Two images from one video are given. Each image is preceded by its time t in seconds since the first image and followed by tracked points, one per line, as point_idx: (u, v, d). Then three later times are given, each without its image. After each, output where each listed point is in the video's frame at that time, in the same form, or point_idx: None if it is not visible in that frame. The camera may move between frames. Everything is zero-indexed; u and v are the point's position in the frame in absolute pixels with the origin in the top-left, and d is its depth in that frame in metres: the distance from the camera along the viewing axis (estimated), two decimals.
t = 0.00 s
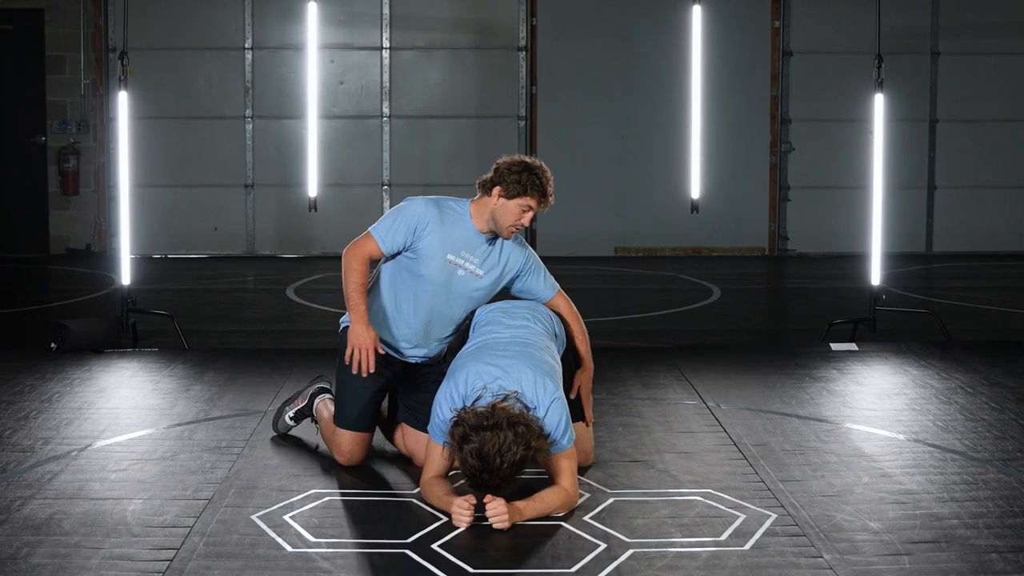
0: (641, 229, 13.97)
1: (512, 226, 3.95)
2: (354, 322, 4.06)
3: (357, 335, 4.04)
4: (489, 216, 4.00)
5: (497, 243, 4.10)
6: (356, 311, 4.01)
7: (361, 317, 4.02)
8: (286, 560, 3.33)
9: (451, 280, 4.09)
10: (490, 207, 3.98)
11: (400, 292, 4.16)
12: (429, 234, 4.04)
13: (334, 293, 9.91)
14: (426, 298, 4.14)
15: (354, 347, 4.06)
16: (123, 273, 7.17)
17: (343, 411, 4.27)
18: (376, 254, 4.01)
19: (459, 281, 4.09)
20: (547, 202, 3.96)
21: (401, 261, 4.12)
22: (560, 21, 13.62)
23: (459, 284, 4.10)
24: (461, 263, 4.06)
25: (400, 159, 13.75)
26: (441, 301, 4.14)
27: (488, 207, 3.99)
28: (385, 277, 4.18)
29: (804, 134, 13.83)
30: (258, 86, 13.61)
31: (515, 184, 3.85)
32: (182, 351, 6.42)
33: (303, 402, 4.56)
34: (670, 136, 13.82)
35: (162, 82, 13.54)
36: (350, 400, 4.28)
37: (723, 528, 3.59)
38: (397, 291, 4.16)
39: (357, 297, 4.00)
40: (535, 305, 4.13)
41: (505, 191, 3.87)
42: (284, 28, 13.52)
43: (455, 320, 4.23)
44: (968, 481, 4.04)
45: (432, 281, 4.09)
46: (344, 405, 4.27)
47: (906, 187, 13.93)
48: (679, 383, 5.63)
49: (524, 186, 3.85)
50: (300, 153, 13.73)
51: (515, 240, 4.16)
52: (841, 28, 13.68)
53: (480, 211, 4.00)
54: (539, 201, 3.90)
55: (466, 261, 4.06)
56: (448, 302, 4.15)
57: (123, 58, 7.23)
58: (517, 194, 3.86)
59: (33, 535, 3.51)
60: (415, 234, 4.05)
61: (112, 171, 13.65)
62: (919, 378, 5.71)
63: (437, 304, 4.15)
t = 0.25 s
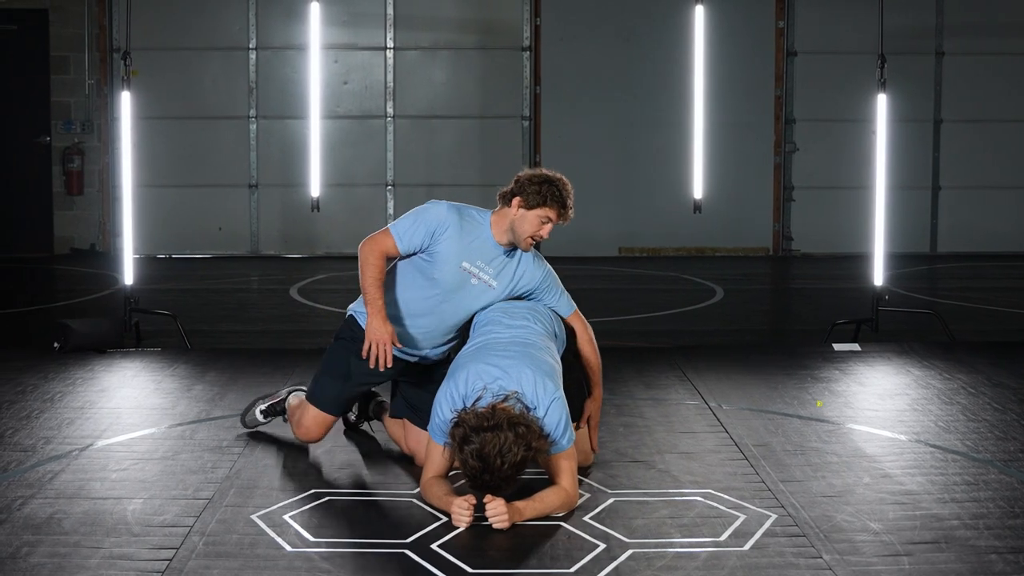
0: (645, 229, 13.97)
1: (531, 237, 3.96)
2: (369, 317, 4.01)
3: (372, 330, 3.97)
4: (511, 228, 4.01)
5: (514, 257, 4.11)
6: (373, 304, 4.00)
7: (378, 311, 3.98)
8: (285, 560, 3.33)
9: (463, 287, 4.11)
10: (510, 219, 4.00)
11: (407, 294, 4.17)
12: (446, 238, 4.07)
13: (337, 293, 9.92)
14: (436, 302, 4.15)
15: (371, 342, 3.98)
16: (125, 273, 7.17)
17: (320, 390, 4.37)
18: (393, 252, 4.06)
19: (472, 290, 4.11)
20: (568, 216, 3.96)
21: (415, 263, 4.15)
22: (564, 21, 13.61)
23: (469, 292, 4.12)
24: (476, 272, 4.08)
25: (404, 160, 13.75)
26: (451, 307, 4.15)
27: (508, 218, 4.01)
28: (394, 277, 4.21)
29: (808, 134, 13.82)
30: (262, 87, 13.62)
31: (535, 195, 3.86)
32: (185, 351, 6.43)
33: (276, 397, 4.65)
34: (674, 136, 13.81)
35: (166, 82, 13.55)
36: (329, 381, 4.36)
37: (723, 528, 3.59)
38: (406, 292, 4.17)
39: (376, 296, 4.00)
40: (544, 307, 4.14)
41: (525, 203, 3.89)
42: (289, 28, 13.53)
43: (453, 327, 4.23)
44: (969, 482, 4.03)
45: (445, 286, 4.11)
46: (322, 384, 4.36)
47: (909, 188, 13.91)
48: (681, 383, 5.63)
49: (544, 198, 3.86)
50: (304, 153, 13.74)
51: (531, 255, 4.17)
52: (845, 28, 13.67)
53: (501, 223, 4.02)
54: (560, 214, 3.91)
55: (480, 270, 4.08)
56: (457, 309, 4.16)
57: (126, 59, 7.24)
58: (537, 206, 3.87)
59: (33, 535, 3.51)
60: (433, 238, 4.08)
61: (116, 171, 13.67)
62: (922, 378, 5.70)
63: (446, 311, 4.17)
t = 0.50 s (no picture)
0: (649, 229, 13.96)
1: (543, 253, 3.96)
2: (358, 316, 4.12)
3: (358, 331, 4.09)
4: (523, 243, 4.00)
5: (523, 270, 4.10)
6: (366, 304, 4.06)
7: (368, 314, 4.07)
8: (284, 560, 3.33)
9: (471, 297, 4.09)
10: (523, 232, 3.99)
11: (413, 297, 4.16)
12: (459, 248, 4.04)
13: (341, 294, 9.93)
14: (442, 308, 4.15)
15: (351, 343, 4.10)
16: (129, 273, 7.18)
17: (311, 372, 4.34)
18: (403, 256, 4.04)
19: (480, 300, 4.10)
20: (580, 236, 3.98)
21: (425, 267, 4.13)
22: (568, 21, 13.61)
23: (477, 302, 4.10)
24: (486, 284, 4.06)
25: (408, 160, 13.76)
26: (457, 314, 4.15)
27: (522, 233, 4.00)
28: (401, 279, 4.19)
29: (812, 134, 13.80)
30: (266, 87, 13.63)
31: (552, 214, 3.86)
32: (188, 351, 6.44)
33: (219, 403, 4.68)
34: (678, 136, 13.80)
35: (171, 82, 13.57)
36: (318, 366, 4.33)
37: (723, 529, 3.59)
38: (413, 296, 4.16)
39: (372, 295, 4.05)
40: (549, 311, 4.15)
41: (541, 220, 3.88)
42: (293, 28, 13.54)
43: (451, 330, 4.21)
44: (971, 482, 4.03)
45: (453, 294, 4.09)
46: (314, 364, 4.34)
47: (914, 188, 13.89)
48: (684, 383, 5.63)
49: (560, 218, 3.86)
50: (308, 154, 13.74)
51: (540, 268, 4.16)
52: (850, 28, 13.66)
53: (513, 237, 4.01)
54: (573, 234, 3.92)
55: (490, 282, 4.06)
56: (464, 317, 4.15)
57: (130, 59, 7.25)
58: (552, 225, 3.88)
59: (34, 534, 3.52)
60: (446, 246, 4.05)
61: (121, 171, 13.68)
62: (924, 379, 5.70)
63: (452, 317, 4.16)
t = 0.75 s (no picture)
0: (652, 229, 13.96)
1: (542, 246, 3.98)
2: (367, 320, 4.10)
3: (368, 335, 4.08)
4: (524, 239, 4.03)
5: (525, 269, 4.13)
6: (376, 308, 4.06)
7: (377, 318, 4.06)
8: (284, 559, 3.33)
9: (475, 298, 4.11)
10: (524, 228, 4.03)
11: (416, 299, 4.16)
12: (463, 250, 4.05)
13: (344, 293, 9.94)
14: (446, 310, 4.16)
15: (365, 347, 4.09)
16: (132, 272, 7.19)
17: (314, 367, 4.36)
18: (407, 258, 4.04)
19: (483, 300, 4.12)
20: (582, 231, 3.98)
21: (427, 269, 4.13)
22: (572, 21, 13.62)
23: (481, 303, 4.12)
24: (490, 285, 4.09)
25: (412, 159, 13.76)
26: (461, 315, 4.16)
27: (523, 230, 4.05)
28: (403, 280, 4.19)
29: (817, 134, 13.79)
30: (270, 87, 13.64)
31: (549, 202, 3.91)
32: (190, 351, 6.44)
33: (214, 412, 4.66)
34: (682, 136, 13.79)
35: (175, 82, 13.59)
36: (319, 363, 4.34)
37: (723, 529, 3.58)
38: (415, 298, 4.16)
39: (380, 297, 4.05)
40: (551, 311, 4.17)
41: (538, 209, 3.93)
42: (298, 28, 13.55)
43: (453, 331, 4.22)
44: (972, 483, 4.03)
45: (457, 296, 4.10)
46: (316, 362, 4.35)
47: (919, 188, 13.87)
48: (686, 383, 5.63)
49: (558, 206, 3.91)
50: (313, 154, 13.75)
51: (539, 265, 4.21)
52: (854, 28, 13.64)
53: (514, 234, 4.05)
54: (572, 223, 3.93)
55: (494, 283, 4.09)
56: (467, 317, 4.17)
57: (132, 59, 7.26)
58: (550, 212, 3.91)
59: (34, 533, 3.53)
60: (450, 249, 4.06)
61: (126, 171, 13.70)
62: (927, 379, 5.69)
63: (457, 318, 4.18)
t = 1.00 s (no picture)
0: (657, 229, 13.94)
1: (539, 240, 4.01)
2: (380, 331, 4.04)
3: (382, 345, 4.01)
4: (524, 239, 4.08)
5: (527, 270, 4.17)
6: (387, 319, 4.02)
7: (391, 328, 4.00)
8: (283, 559, 3.34)
9: (480, 301, 4.14)
10: (523, 226, 4.09)
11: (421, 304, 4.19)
12: (468, 256, 4.08)
13: (347, 293, 9.95)
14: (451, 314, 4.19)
15: (379, 358, 4.01)
16: (135, 272, 7.19)
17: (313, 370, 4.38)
18: (413, 266, 4.04)
19: (487, 304, 4.15)
20: (579, 223, 4.01)
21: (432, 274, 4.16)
22: (576, 21, 13.61)
23: (485, 307, 4.15)
24: (494, 288, 4.12)
25: (416, 159, 13.77)
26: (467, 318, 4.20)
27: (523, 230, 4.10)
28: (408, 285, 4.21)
29: (822, 134, 13.77)
30: (275, 87, 13.65)
31: (543, 195, 3.99)
32: (193, 351, 6.45)
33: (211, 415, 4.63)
34: (687, 136, 13.78)
35: (180, 82, 13.60)
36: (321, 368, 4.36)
37: (723, 529, 3.58)
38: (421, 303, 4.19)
39: (390, 308, 4.01)
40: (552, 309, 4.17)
41: (534, 204, 4.00)
42: (303, 29, 13.56)
43: (454, 334, 4.25)
44: (973, 483, 4.02)
45: (463, 300, 4.14)
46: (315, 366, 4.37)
47: (923, 188, 13.85)
48: (689, 383, 5.62)
49: (553, 197, 3.97)
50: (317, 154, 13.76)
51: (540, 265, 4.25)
52: (859, 28, 13.63)
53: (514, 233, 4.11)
54: (566, 213, 3.97)
55: (499, 286, 4.12)
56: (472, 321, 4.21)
57: (135, 59, 7.27)
58: (544, 203, 3.98)
59: (35, 533, 3.54)
60: (455, 255, 4.08)
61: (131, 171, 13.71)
62: (930, 380, 5.68)
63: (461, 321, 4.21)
